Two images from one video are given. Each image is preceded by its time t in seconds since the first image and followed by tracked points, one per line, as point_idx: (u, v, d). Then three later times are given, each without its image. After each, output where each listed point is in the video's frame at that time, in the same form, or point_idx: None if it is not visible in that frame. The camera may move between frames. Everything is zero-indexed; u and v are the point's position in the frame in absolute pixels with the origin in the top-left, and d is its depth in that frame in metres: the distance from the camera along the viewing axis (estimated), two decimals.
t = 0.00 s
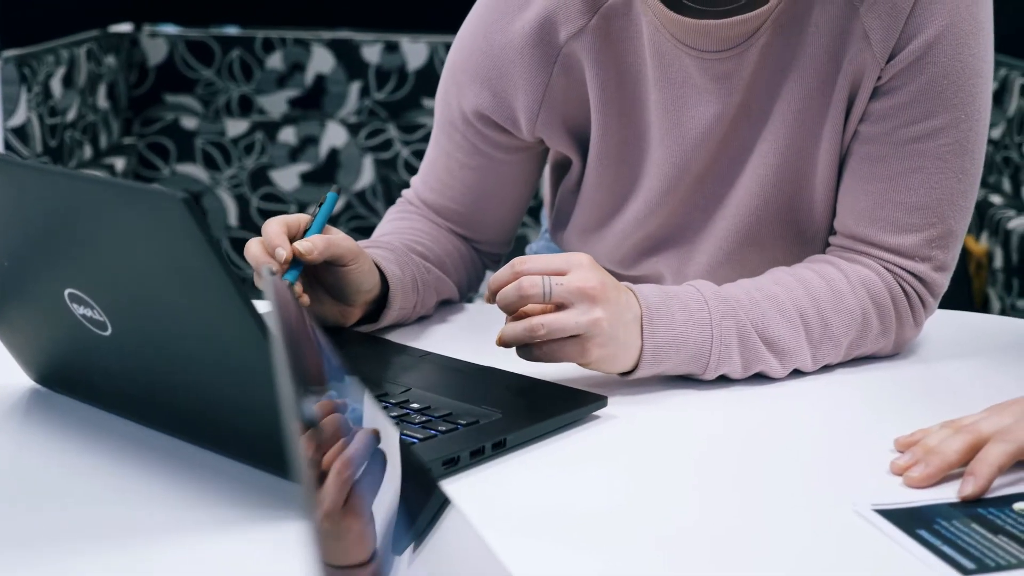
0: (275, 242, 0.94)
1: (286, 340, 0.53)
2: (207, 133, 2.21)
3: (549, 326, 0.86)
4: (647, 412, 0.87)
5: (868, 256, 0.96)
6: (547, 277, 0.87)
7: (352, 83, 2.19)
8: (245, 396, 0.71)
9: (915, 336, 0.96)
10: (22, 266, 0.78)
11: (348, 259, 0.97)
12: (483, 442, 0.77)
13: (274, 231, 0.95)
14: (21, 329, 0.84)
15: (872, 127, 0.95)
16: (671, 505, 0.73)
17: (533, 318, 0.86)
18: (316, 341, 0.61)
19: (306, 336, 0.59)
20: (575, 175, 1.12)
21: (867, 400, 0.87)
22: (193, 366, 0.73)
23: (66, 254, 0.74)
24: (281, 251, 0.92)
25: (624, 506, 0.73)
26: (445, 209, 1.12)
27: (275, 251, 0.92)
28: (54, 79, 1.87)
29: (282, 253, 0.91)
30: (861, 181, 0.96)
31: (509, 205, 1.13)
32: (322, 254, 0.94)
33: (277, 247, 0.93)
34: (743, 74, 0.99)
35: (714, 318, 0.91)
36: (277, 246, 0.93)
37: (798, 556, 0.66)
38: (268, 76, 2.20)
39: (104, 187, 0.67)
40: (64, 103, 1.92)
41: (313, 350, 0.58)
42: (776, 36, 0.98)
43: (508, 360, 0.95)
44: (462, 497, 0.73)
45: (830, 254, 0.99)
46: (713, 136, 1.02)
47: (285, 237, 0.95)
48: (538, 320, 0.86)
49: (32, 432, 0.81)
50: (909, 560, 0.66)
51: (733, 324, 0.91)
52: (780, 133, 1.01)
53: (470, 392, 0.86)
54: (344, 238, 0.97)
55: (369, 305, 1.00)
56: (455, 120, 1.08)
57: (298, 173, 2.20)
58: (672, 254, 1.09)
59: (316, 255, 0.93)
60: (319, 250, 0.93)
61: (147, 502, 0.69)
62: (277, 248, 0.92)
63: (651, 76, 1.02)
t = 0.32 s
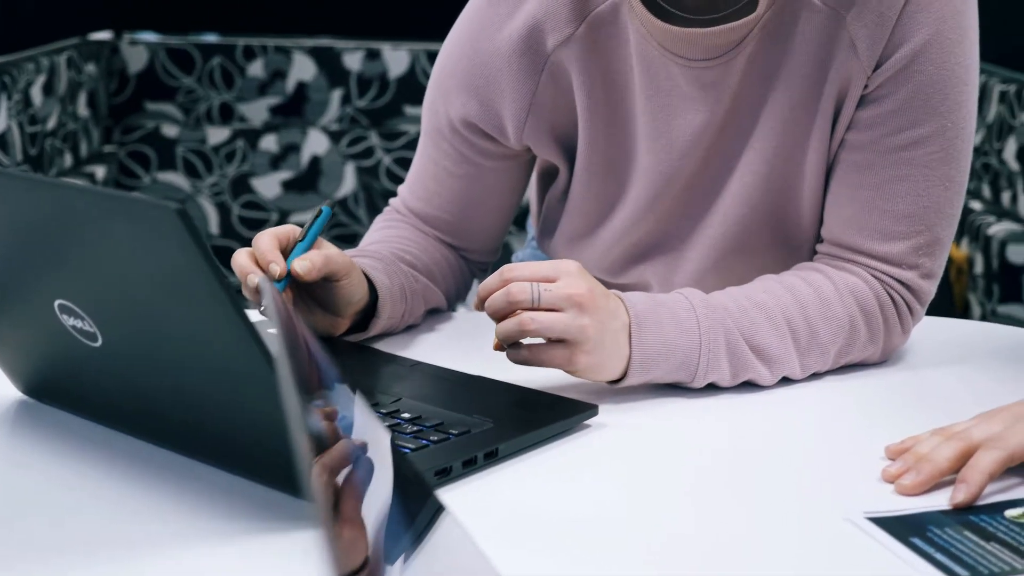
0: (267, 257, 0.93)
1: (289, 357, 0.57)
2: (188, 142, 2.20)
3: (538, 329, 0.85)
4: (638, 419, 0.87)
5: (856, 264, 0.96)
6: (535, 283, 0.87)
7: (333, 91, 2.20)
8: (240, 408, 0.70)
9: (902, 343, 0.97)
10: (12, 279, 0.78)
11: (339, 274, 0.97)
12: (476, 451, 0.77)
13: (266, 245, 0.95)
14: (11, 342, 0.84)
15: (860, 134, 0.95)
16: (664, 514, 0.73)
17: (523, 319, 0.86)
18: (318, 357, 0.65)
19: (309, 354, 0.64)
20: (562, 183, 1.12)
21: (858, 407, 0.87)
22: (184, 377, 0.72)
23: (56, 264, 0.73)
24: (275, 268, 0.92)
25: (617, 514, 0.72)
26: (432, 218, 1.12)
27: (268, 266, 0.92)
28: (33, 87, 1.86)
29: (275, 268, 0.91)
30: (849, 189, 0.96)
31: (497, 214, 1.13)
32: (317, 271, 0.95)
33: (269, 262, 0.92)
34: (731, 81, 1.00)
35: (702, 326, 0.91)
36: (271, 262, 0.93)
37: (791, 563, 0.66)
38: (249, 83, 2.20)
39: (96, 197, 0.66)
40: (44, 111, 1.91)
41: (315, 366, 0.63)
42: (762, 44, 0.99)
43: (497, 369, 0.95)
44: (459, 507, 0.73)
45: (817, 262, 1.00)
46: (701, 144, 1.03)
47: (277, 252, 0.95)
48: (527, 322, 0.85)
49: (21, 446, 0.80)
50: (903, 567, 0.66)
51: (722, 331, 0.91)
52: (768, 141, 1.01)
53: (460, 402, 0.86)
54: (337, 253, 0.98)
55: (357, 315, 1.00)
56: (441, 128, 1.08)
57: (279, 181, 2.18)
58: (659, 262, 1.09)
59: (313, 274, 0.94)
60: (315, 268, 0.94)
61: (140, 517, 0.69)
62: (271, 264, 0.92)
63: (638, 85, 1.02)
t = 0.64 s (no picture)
0: (257, 271, 0.94)
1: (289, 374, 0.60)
2: (169, 153, 2.19)
3: (530, 343, 0.85)
4: (630, 432, 0.87)
5: (845, 276, 0.97)
6: (529, 295, 0.87)
7: (315, 102, 2.19)
8: (232, 425, 0.69)
9: (891, 355, 0.97)
10: (4, 295, 0.78)
11: (328, 296, 0.98)
12: (469, 466, 0.77)
13: (255, 258, 0.95)
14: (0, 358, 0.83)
15: (847, 148, 0.96)
16: (658, 527, 0.73)
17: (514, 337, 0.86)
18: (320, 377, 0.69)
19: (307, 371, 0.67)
20: (550, 196, 1.12)
21: (849, 419, 0.88)
22: (175, 391, 0.71)
23: (48, 278, 0.73)
24: (266, 280, 0.92)
25: (612, 527, 0.72)
26: (420, 231, 1.12)
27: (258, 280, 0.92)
28: (14, 99, 1.86)
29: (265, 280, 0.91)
30: (838, 202, 0.97)
31: (485, 227, 1.13)
32: (302, 303, 0.95)
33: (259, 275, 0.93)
34: (718, 94, 1.00)
35: (693, 338, 0.91)
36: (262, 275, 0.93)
37: None
38: (231, 95, 2.19)
39: (90, 213, 0.66)
40: (25, 123, 1.90)
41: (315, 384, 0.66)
42: (749, 57, 0.99)
43: (488, 383, 0.95)
44: (455, 522, 0.73)
45: (806, 274, 1.00)
46: (689, 158, 1.03)
47: (267, 266, 0.95)
48: (519, 338, 0.86)
49: (12, 463, 0.80)
50: None
51: (712, 344, 0.91)
52: (755, 153, 1.01)
53: (452, 417, 0.86)
54: (326, 276, 0.98)
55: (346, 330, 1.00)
56: (429, 141, 1.08)
57: (261, 192, 2.18)
58: (648, 275, 1.09)
59: (296, 309, 0.94)
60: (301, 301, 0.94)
61: (134, 536, 0.68)
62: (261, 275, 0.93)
63: (626, 98, 1.02)
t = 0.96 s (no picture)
0: (248, 288, 0.94)
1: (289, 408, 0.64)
2: (153, 170, 2.19)
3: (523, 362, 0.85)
4: (624, 451, 0.86)
5: (836, 294, 0.97)
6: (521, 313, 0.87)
7: (299, 118, 2.19)
8: (230, 447, 0.69)
9: (882, 373, 0.97)
10: None
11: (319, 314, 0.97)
12: (464, 487, 0.77)
13: (245, 275, 0.95)
14: None
15: (838, 165, 0.97)
16: (654, 544, 0.72)
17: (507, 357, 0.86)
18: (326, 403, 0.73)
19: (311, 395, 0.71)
20: (539, 214, 1.12)
21: (842, 437, 0.88)
22: (170, 411, 0.70)
23: (44, 298, 0.72)
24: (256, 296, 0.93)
25: (609, 545, 0.72)
26: (409, 248, 1.11)
27: (250, 297, 0.93)
28: None
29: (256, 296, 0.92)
30: (828, 220, 0.97)
31: (475, 245, 1.13)
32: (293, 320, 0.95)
33: (251, 292, 0.93)
34: (708, 112, 1.00)
35: (685, 356, 0.91)
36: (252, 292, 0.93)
37: None
38: (213, 112, 2.19)
39: (87, 235, 0.65)
40: (7, 140, 1.90)
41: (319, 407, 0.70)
42: (739, 74, 0.99)
43: (481, 401, 0.94)
44: (455, 541, 0.73)
45: (797, 292, 1.00)
46: (679, 175, 1.03)
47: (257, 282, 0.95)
48: (512, 357, 0.85)
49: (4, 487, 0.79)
50: None
51: (705, 362, 0.91)
52: (746, 171, 1.02)
53: (445, 436, 0.86)
54: (317, 293, 0.98)
55: (338, 348, 1.00)
56: (419, 160, 1.07)
57: (245, 209, 2.17)
58: (639, 293, 1.09)
59: (289, 326, 0.94)
60: (293, 318, 0.94)
61: (129, 560, 0.68)
62: (251, 292, 0.93)
63: (615, 116, 1.02)
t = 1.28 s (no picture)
0: (232, 311, 0.94)
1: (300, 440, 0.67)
2: (133, 193, 2.19)
3: (515, 387, 0.86)
4: (617, 477, 0.86)
5: (826, 318, 0.97)
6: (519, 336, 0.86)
7: (281, 140, 2.18)
8: (221, 473, 0.69)
9: (872, 397, 0.97)
10: None
11: (309, 336, 0.96)
12: (457, 516, 0.76)
13: (230, 298, 0.95)
14: None
15: (827, 190, 0.97)
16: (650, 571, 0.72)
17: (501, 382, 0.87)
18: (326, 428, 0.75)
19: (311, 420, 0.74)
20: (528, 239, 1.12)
21: (835, 462, 0.88)
22: (163, 440, 0.70)
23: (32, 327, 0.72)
24: (240, 318, 0.92)
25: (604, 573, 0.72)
26: (396, 274, 1.11)
27: (234, 320, 0.93)
28: None
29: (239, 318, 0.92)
30: (816, 245, 0.97)
31: (464, 271, 1.13)
32: (283, 341, 0.93)
33: (235, 315, 0.93)
34: (697, 138, 1.00)
35: (678, 381, 0.91)
36: (236, 314, 0.93)
37: None
38: (195, 134, 2.18)
39: (83, 266, 0.65)
40: None
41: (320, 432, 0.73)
42: (728, 98, 1.00)
43: (473, 428, 0.94)
44: (450, 571, 0.73)
45: (786, 315, 1.00)
46: (669, 200, 1.03)
47: (242, 305, 0.95)
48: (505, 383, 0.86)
49: None
50: None
51: (698, 387, 0.91)
52: (735, 197, 1.02)
53: (437, 464, 0.85)
54: (307, 314, 0.97)
55: (327, 375, 0.99)
56: (406, 186, 1.07)
57: (226, 232, 2.18)
58: (628, 317, 1.09)
59: (278, 347, 0.92)
60: (283, 338, 0.93)
61: None
62: (235, 314, 0.93)
63: (603, 142, 1.02)
